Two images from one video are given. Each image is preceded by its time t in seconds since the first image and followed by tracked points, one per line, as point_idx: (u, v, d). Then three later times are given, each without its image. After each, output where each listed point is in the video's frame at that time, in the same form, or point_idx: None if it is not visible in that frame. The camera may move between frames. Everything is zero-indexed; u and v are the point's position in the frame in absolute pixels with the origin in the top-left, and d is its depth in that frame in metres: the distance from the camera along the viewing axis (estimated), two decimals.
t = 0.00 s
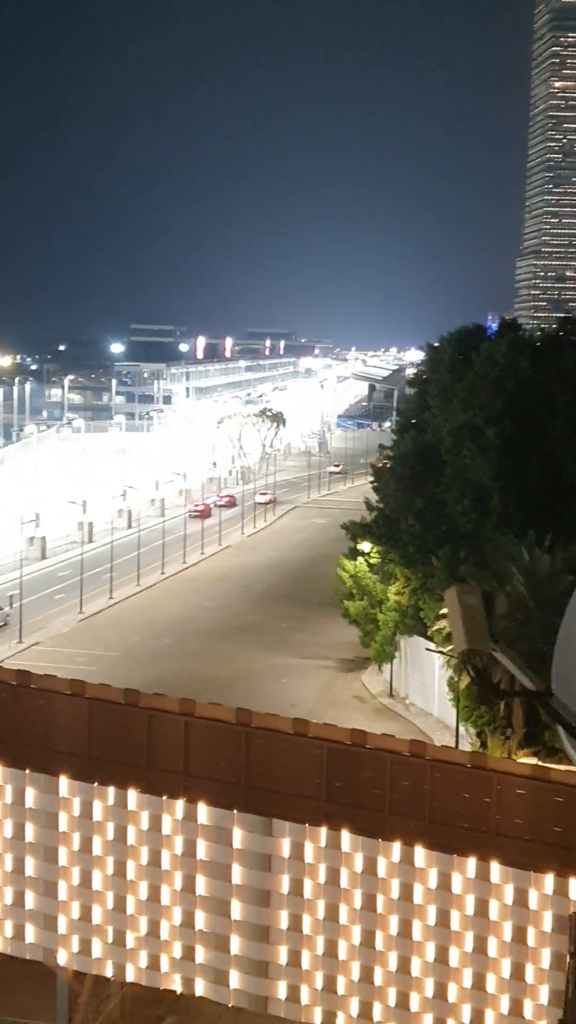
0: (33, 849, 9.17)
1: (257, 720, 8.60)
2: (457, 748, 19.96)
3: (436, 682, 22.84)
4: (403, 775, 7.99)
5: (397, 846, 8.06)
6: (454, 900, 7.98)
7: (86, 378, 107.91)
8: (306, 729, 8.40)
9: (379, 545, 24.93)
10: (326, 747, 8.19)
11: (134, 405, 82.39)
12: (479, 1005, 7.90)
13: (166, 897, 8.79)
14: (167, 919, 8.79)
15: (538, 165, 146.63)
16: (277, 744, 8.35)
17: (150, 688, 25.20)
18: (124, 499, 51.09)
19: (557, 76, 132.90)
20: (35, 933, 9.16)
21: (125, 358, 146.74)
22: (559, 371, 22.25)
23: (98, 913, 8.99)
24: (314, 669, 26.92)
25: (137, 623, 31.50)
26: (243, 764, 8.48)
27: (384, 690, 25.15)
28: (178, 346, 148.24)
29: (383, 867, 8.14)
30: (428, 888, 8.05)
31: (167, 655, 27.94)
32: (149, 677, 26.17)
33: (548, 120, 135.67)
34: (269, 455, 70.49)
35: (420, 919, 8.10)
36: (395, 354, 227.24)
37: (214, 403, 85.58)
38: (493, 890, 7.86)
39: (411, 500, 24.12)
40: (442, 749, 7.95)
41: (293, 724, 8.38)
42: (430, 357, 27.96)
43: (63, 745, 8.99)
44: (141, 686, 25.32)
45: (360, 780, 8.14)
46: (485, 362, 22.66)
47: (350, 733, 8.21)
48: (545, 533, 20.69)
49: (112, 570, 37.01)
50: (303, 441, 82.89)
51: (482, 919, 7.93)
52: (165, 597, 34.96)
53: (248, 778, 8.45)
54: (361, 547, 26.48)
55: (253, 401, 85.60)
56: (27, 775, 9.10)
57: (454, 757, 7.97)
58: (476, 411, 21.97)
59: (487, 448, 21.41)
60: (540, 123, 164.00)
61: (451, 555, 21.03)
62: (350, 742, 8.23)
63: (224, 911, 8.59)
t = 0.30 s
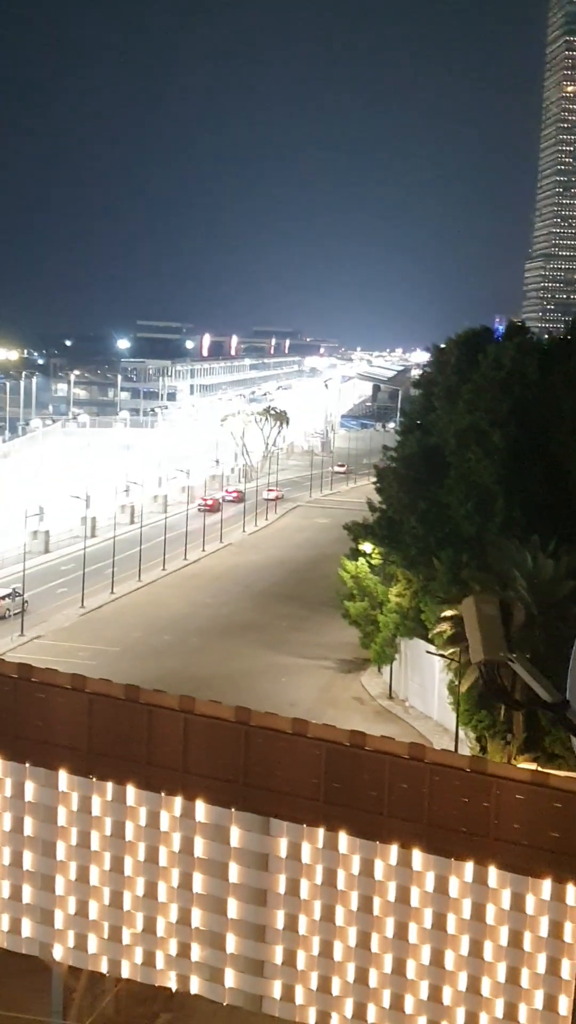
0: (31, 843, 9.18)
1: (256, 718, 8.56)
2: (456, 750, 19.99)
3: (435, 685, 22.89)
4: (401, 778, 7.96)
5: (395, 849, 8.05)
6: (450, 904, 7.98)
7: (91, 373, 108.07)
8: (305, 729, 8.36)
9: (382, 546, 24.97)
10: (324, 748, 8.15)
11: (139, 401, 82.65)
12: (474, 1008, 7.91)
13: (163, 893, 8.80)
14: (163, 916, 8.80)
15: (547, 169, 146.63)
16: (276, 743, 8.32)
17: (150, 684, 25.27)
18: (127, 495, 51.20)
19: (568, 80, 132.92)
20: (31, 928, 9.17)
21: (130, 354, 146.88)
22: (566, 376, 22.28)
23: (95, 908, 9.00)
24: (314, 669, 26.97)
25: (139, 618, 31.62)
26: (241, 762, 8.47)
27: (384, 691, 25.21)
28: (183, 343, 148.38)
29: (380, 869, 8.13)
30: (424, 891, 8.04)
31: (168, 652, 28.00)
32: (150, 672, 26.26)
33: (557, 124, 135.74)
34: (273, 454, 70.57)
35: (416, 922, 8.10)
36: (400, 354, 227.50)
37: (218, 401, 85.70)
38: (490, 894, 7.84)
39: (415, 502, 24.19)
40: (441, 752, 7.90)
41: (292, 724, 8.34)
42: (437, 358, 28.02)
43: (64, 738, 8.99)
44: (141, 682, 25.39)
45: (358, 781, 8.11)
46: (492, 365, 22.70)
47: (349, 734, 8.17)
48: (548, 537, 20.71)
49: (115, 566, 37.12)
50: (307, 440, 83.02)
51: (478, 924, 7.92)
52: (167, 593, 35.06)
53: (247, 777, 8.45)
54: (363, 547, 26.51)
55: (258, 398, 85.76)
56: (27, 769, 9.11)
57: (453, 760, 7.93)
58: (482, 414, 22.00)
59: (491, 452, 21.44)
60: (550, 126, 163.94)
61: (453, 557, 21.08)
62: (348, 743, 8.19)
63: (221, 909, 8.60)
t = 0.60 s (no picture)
0: (23, 842, 9.16)
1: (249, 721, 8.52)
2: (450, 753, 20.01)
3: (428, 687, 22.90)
4: (395, 781, 7.93)
5: (387, 852, 8.02)
6: (442, 907, 7.95)
7: (88, 371, 107.93)
8: (298, 732, 8.33)
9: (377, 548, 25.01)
10: (318, 751, 8.11)
11: (136, 399, 82.55)
12: (464, 1011, 7.90)
13: (154, 894, 8.77)
14: (154, 916, 8.78)
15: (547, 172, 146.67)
16: (270, 746, 8.28)
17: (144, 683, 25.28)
18: (123, 493, 51.14)
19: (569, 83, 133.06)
20: (22, 926, 9.16)
21: (128, 352, 146.64)
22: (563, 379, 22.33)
23: (86, 907, 8.98)
24: (308, 670, 26.98)
25: (133, 616, 31.62)
26: (234, 764, 8.43)
27: (377, 693, 25.23)
28: (182, 342, 148.19)
29: (371, 872, 8.11)
30: (416, 894, 8.01)
31: (162, 651, 27.99)
32: (144, 671, 26.29)
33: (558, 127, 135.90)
34: (269, 453, 70.46)
35: (408, 925, 8.07)
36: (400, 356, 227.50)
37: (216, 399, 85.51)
38: (481, 899, 7.83)
39: (411, 505, 24.22)
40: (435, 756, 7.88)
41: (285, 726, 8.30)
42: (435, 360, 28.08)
43: (58, 736, 8.96)
44: (135, 681, 25.40)
45: (351, 783, 8.08)
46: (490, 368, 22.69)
47: (342, 736, 8.13)
48: (545, 541, 20.74)
49: (110, 564, 37.08)
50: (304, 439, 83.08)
51: (468, 928, 7.91)
52: (161, 592, 35.05)
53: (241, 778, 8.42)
54: (359, 548, 26.53)
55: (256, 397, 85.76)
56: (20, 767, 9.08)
57: (446, 764, 7.90)
58: (479, 416, 21.99)
59: (489, 455, 21.43)
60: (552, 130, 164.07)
61: (449, 561, 21.14)
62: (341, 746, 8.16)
63: (212, 910, 8.58)
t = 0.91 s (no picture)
0: None
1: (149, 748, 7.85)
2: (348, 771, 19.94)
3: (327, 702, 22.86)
4: (292, 798, 7.29)
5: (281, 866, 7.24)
6: (335, 924, 7.18)
7: None
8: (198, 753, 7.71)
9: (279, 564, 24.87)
10: (217, 767, 7.48)
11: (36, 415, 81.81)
12: None
13: (49, 916, 7.98)
14: (49, 938, 7.99)
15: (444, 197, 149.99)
16: (170, 764, 7.61)
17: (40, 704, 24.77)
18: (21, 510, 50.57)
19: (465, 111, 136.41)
20: None
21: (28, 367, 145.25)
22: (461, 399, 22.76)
23: None
24: (209, 689, 26.69)
25: (31, 636, 31.11)
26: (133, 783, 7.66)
27: (277, 711, 25.08)
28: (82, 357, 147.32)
29: (267, 890, 7.30)
30: (312, 912, 7.23)
31: (59, 671, 27.49)
32: (41, 692, 25.76)
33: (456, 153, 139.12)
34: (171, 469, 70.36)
35: (302, 943, 7.28)
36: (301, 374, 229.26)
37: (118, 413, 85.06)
38: (374, 914, 7.08)
39: (311, 520, 24.19)
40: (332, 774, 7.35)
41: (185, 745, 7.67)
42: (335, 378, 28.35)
43: None
44: (31, 703, 24.87)
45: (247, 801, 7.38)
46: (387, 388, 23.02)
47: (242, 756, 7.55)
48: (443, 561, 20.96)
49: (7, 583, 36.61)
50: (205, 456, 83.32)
51: (365, 945, 7.15)
52: (60, 611, 34.64)
53: (133, 797, 7.63)
54: (260, 565, 26.39)
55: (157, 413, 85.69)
56: None
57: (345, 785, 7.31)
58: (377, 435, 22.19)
59: (387, 473, 21.59)
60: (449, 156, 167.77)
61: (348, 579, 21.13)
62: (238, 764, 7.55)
63: (106, 931, 7.75)
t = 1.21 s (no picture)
0: None
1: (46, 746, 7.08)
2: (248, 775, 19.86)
3: (229, 708, 22.87)
4: (192, 803, 6.67)
5: (182, 873, 6.81)
6: (237, 928, 6.84)
7: None
8: (96, 755, 6.97)
9: (181, 568, 24.74)
10: (114, 772, 6.76)
11: None
12: None
13: None
14: None
15: (347, 203, 151.62)
16: (64, 769, 6.84)
17: None
18: None
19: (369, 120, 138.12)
20: None
21: None
22: (362, 408, 24.56)
23: None
24: (109, 695, 26.41)
25: None
26: (30, 790, 6.91)
27: (178, 716, 24.91)
28: None
29: (167, 895, 6.90)
30: (212, 916, 6.86)
31: None
32: None
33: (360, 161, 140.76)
34: (72, 472, 69.74)
35: (204, 947, 6.94)
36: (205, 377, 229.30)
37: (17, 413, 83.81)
38: (277, 918, 6.74)
39: (215, 525, 24.50)
40: (235, 776, 6.71)
41: (83, 748, 6.91)
42: (239, 385, 28.87)
43: None
44: None
45: (150, 808, 6.76)
46: (294, 395, 24.85)
47: (141, 758, 6.86)
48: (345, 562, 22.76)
49: None
50: (108, 459, 82.95)
51: (265, 947, 6.84)
52: None
53: (33, 805, 6.93)
54: (162, 570, 26.24)
55: (60, 415, 84.96)
56: None
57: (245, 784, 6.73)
58: (283, 441, 23.56)
59: (292, 478, 22.97)
60: (353, 163, 169.64)
61: (253, 579, 21.80)
62: (140, 766, 6.85)
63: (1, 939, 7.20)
